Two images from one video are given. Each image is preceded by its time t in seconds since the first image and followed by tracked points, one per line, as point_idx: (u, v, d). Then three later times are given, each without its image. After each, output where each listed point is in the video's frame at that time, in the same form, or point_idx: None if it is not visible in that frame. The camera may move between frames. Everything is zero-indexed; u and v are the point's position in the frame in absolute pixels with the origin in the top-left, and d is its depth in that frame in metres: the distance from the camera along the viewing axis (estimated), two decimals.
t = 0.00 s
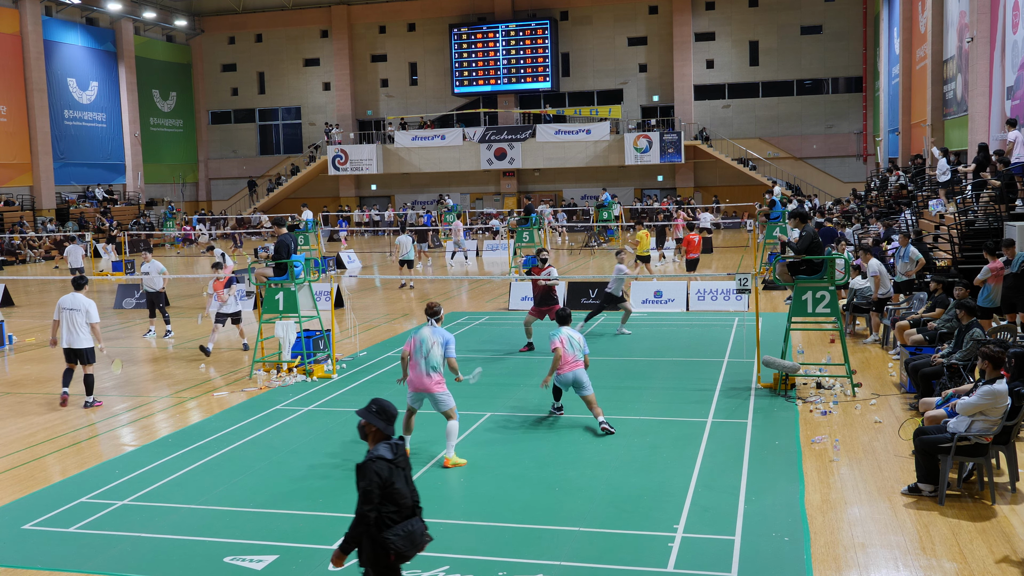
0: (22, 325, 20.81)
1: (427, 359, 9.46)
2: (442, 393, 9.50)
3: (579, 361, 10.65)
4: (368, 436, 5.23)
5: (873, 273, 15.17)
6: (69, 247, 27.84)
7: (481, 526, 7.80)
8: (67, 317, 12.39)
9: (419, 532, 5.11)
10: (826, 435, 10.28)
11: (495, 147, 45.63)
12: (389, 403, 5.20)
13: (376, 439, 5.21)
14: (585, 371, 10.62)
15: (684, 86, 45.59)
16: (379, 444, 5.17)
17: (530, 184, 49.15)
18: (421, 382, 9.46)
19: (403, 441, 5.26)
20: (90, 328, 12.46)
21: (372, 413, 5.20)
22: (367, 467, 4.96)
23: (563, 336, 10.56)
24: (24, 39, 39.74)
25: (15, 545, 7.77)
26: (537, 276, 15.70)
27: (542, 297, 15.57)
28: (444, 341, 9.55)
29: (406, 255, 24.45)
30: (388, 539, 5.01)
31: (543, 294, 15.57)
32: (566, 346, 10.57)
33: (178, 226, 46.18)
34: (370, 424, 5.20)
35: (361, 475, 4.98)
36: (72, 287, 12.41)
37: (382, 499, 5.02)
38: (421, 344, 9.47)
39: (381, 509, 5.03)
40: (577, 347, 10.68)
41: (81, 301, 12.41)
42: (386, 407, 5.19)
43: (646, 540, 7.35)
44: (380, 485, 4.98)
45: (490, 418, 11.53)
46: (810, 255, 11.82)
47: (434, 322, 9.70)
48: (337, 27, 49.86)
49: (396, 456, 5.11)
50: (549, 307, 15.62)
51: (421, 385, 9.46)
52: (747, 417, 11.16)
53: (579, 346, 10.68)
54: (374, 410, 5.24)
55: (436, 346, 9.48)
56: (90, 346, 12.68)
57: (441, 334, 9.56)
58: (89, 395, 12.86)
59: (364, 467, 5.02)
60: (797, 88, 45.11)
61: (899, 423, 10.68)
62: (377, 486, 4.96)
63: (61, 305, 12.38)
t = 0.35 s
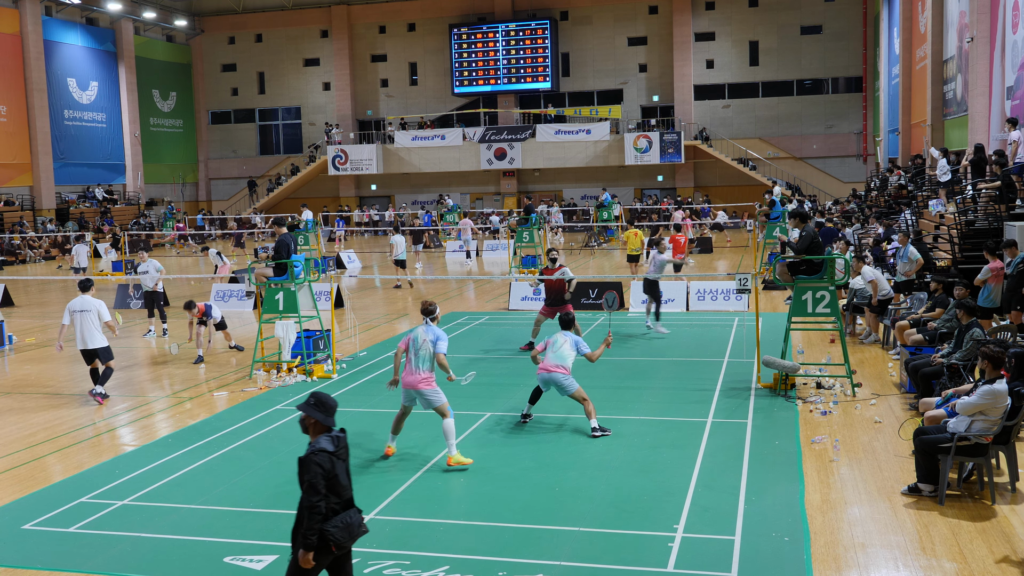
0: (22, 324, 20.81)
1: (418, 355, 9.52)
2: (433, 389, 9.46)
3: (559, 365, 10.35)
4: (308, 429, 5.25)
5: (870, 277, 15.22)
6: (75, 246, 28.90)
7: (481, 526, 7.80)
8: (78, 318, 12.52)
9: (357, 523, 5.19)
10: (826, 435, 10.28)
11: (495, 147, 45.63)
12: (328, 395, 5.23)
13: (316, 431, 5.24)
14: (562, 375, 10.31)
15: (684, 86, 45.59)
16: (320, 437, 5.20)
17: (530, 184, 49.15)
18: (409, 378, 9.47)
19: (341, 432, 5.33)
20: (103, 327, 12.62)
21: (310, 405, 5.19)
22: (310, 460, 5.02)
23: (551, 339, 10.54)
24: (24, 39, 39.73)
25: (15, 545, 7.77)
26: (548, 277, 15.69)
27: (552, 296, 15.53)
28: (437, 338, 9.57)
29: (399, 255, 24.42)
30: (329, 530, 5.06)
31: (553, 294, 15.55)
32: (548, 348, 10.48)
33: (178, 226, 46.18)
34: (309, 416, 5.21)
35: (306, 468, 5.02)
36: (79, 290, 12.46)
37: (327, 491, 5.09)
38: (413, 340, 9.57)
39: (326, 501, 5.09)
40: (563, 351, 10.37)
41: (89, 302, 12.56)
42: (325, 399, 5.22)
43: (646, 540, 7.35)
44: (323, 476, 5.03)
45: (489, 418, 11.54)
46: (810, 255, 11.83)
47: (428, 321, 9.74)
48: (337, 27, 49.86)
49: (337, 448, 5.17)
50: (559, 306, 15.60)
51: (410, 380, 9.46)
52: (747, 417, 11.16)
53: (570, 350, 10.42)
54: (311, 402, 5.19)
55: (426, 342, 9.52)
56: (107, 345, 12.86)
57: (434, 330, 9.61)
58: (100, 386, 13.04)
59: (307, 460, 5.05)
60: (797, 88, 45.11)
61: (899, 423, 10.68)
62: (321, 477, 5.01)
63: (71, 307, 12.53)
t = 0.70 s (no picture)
0: (22, 325, 20.80)
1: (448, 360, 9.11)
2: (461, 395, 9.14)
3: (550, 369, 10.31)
4: (244, 429, 5.49)
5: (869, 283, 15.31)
6: (75, 245, 28.88)
7: (481, 526, 7.80)
8: (84, 314, 12.43)
9: (289, 520, 5.48)
10: (826, 435, 10.28)
11: (495, 147, 45.63)
12: (263, 396, 5.45)
13: (251, 430, 5.49)
14: (553, 379, 10.29)
15: (684, 86, 45.59)
16: (254, 437, 5.44)
17: (530, 184, 49.16)
18: (440, 386, 9.14)
19: (275, 432, 5.58)
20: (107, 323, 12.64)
21: (244, 407, 5.42)
22: (242, 459, 5.26)
23: (537, 341, 10.42)
24: (24, 39, 39.74)
25: (15, 545, 7.77)
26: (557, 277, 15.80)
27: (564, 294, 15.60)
28: (469, 343, 9.05)
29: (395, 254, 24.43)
30: (260, 527, 5.33)
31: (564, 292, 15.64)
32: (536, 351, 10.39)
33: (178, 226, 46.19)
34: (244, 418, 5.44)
35: (239, 469, 5.27)
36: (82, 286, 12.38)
37: (258, 489, 5.34)
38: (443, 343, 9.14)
39: (256, 499, 5.35)
40: (551, 355, 10.31)
41: (96, 299, 12.60)
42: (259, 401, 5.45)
43: (646, 540, 7.35)
44: (255, 476, 5.29)
45: (490, 418, 11.54)
46: (810, 255, 11.83)
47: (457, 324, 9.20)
48: (337, 27, 49.87)
49: (269, 448, 5.42)
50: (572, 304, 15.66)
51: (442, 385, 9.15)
52: (747, 417, 11.16)
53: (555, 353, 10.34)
54: (246, 402, 5.43)
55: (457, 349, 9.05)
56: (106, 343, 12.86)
57: (465, 335, 9.07)
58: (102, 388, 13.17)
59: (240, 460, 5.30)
60: (797, 87, 45.11)
61: (899, 423, 10.67)
62: (253, 477, 5.27)
63: (77, 303, 12.38)
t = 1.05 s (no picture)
0: (22, 324, 20.81)
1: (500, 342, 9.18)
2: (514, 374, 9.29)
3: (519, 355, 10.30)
4: (185, 429, 5.63)
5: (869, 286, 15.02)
6: (75, 245, 28.86)
7: (482, 526, 7.81)
8: (70, 323, 12.28)
9: (230, 519, 5.57)
10: (826, 435, 10.28)
11: (495, 147, 45.63)
12: (203, 397, 5.59)
13: (192, 430, 5.63)
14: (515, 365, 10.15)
15: (684, 86, 45.60)
16: (194, 436, 5.56)
17: (530, 184, 49.16)
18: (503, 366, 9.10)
19: (216, 433, 5.69)
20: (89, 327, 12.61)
21: (185, 407, 5.55)
22: (179, 458, 5.37)
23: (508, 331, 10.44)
24: (24, 40, 39.74)
25: (14, 545, 7.77)
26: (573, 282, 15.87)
27: (577, 300, 15.54)
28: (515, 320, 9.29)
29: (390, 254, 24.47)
30: (199, 525, 5.44)
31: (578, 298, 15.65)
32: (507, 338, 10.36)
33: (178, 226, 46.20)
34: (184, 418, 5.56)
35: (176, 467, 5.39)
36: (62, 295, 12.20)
37: (195, 488, 5.44)
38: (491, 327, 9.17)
39: (194, 498, 5.46)
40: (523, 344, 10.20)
41: (76, 305, 12.41)
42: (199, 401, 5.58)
43: (646, 540, 7.35)
44: (192, 474, 5.40)
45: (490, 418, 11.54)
46: (810, 255, 11.82)
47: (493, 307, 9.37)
48: (337, 27, 49.87)
49: (208, 447, 5.54)
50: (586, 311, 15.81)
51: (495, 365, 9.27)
52: (747, 417, 11.16)
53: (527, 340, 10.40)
54: (187, 403, 5.55)
55: (507, 327, 9.20)
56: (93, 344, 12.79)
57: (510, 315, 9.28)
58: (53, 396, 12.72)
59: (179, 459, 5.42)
60: (797, 87, 45.11)
61: (899, 423, 10.67)
62: (189, 476, 5.38)
63: (62, 314, 12.18)
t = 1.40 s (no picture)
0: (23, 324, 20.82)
1: (502, 372, 8.72)
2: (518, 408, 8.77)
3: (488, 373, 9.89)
4: (128, 423, 5.56)
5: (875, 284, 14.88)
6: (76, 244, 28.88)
7: (482, 526, 7.81)
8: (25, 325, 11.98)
9: (175, 511, 5.60)
10: (825, 435, 10.28)
11: (495, 147, 45.63)
12: (148, 391, 5.53)
13: (136, 424, 5.57)
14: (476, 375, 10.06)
15: (684, 86, 45.60)
16: (139, 430, 5.51)
17: (530, 184, 49.16)
18: (502, 398, 8.72)
19: (160, 426, 5.67)
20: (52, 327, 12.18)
21: (129, 401, 5.48)
22: (128, 452, 5.34)
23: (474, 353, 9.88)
24: (24, 40, 39.74)
25: (14, 545, 7.77)
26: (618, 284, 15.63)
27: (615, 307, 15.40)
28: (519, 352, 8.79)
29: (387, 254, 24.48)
30: (147, 518, 5.44)
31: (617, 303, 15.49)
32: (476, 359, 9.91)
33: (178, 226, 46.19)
34: (129, 411, 5.50)
35: (125, 461, 5.34)
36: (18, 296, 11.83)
37: (145, 480, 5.43)
38: (494, 356, 8.72)
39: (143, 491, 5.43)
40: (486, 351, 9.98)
41: (35, 307, 12.07)
42: (143, 394, 5.52)
43: (646, 540, 7.35)
44: (143, 467, 5.38)
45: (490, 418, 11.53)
46: (810, 255, 11.81)
47: (501, 334, 8.90)
48: (337, 27, 49.88)
49: (155, 441, 5.52)
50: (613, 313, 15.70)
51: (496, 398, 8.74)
52: (747, 417, 11.17)
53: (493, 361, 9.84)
54: (131, 397, 5.50)
55: (510, 357, 8.72)
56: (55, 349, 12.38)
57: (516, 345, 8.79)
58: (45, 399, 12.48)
59: (128, 452, 5.38)
60: (797, 88, 45.11)
61: (899, 423, 10.67)
62: (140, 470, 5.35)
63: (16, 314, 11.92)
